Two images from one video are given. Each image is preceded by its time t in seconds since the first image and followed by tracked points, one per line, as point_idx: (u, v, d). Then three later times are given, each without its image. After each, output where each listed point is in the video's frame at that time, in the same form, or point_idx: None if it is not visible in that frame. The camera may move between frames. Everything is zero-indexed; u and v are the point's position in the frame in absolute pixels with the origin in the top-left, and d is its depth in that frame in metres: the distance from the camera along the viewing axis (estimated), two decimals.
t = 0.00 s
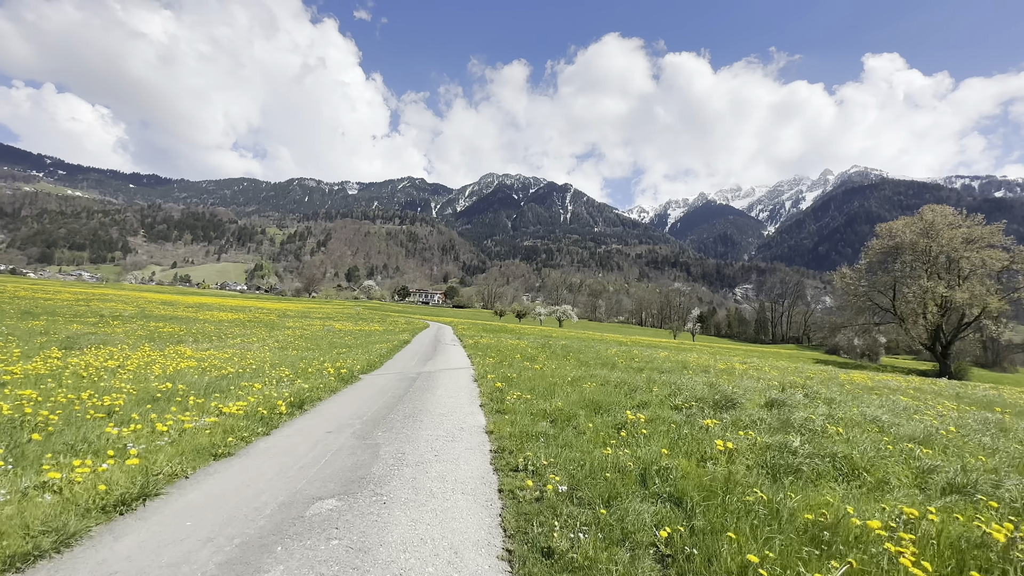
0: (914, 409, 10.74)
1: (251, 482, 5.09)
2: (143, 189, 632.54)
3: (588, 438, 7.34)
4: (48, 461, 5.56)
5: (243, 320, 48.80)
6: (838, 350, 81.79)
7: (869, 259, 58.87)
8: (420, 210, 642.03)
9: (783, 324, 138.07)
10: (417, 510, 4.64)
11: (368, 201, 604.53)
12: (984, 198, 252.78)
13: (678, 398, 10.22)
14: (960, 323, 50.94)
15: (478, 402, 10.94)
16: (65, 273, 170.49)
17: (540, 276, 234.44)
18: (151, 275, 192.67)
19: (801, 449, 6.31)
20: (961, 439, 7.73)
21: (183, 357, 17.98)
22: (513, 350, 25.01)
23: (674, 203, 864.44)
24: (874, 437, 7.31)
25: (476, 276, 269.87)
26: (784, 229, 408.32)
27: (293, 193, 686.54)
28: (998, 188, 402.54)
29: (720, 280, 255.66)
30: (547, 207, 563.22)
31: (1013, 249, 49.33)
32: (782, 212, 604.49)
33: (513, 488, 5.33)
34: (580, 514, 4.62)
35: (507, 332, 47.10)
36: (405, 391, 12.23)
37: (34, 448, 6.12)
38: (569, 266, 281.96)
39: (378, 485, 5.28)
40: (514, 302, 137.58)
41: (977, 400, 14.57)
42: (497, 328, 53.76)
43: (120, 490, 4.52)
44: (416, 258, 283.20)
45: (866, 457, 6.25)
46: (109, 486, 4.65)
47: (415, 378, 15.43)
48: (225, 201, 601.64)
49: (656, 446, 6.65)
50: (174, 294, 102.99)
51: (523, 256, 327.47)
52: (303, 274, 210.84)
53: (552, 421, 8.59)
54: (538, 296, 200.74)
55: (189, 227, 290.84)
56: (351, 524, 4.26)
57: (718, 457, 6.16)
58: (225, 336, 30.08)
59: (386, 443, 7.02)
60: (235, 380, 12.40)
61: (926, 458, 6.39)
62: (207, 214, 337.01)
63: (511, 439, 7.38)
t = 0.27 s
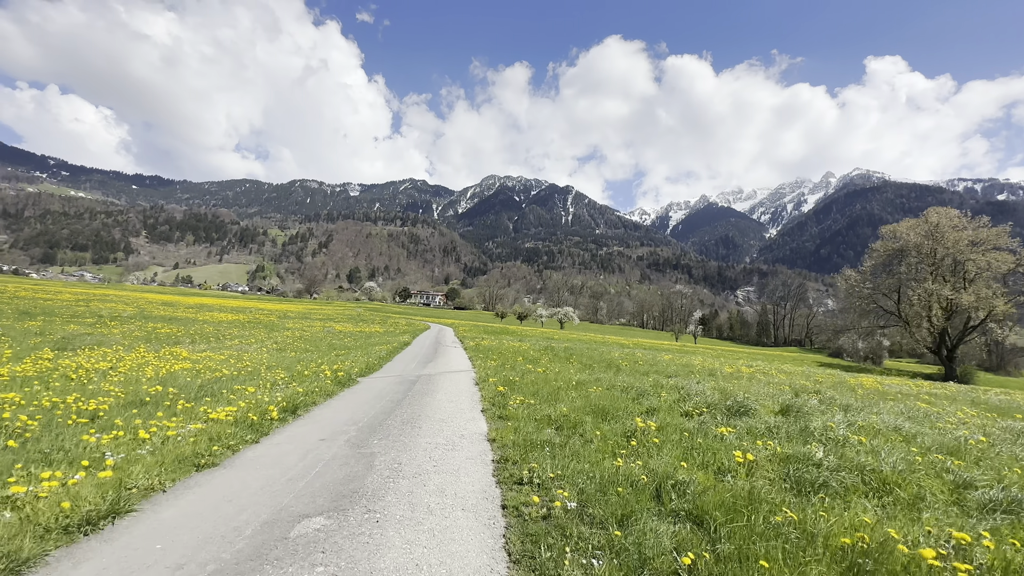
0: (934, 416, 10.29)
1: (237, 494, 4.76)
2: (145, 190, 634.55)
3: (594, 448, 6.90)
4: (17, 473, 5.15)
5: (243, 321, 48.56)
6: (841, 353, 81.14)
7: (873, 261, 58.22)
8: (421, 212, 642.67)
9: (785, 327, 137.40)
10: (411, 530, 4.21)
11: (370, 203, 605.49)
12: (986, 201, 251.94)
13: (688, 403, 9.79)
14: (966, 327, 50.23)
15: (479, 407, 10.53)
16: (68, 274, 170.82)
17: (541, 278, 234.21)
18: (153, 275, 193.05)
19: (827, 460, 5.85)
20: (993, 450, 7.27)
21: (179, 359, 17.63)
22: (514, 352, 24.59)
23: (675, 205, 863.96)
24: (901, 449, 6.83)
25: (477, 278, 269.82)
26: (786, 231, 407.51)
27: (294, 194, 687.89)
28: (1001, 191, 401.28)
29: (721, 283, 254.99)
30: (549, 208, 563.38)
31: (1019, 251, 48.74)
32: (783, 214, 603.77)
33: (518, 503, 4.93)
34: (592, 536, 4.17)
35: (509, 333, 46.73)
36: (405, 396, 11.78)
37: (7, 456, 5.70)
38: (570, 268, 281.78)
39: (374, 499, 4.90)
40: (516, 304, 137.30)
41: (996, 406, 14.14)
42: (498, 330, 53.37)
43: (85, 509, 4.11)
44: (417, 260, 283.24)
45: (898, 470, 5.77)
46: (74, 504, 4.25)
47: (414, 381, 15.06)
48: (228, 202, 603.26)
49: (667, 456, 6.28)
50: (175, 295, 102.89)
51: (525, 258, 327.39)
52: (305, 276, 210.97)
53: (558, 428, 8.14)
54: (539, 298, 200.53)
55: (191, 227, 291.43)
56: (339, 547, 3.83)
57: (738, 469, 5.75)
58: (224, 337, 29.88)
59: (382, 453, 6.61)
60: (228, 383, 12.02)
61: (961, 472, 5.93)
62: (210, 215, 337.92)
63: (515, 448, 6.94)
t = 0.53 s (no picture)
0: (954, 423, 9.84)
1: (212, 512, 4.40)
2: (147, 191, 635.44)
3: (599, 459, 6.52)
4: None
5: (242, 322, 48.20)
6: (843, 356, 80.57)
7: (877, 263, 57.76)
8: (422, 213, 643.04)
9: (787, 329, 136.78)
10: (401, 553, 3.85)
11: (371, 204, 605.68)
12: (988, 204, 251.23)
13: (697, 409, 9.39)
14: (970, 330, 49.61)
15: (479, 412, 10.15)
16: (69, 275, 170.71)
17: (541, 280, 233.88)
18: (154, 276, 192.88)
19: (849, 473, 5.47)
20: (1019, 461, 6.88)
21: (173, 360, 17.28)
22: (515, 355, 24.22)
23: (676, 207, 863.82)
24: (924, 459, 6.44)
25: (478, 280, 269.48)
26: (787, 234, 406.97)
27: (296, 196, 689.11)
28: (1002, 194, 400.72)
29: (722, 285, 254.43)
30: (549, 210, 563.38)
31: None
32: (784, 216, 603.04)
33: (518, 521, 4.56)
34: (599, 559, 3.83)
35: (509, 336, 46.29)
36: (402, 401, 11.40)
37: None
38: (571, 270, 281.53)
39: (362, 517, 4.51)
40: (516, 306, 136.84)
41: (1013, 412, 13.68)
42: (499, 332, 52.94)
43: (43, 528, 3.76)
44: (418, 261, 283.04)
45: (928, 485, 5.35)
46: (36, 522, 3.90)
47: (411, 385, 14.69)
48: (229, 204, 603.96)
49: (678, 467, 5.91)
50: (175, 295, 102.54)
51: (525, 260, 327.19)
52: (305, 277, 210.85)
53: (561, 436, 7.76)
54: (540, 299, 200.10)
55: (193, 228, 291.99)
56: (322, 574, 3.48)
57: (753, 482, 5.38)
58: (222, 339, 29.58)
59: (373, 463, 6.24)
60: (220, 386, 11.68)
61: (994, 486, 5.52)
62: (211, 216, 338.14)
63: (515, 458, 6.58)
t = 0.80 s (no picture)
0: (971, 432, 9.41)
1: (177, 536, 3.96)
2: (148, 193, 636.43)
3: (604, 474, 6.10)
4: None
5: (239, 324, 47.83)
6: (845, 359, 80.01)
7: (879, 266, 57.36)
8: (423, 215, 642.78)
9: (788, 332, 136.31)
10: None
11: (372, 206, 606.10)
12: (988, 208, 251.56)
13: (707, 417, 8.97)
14: (974, 333, 49.16)
15: (477, 420, 9.72)
16: (69, 276, 170.36)
17: (542, 282, 233.46)
18: (154, 278, 192.56)
19: (877, 492, 5.04)
20: None
21: (165, 364, 16.88)
22: (515, 358, 23.79)
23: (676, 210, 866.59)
24: (958, 474, 5.96)
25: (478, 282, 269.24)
26: (787, 237, 407.33)
27: (296, 198, 689.47)
28: (1002, 197, 401.47)
29: (722, 288, 253.89)
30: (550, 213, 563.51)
31: None
32: (784, 219, 603.96)
33: (517, 546, 4.14)
34: None
35: (509, 338, 45.94)
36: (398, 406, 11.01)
37: None
38: (571, 272, 281.67)
39: (347, 540, 4.09)
40: (516, 309, 136.41)
41: None
42: (498, 335, 52.49)
43: None
44: (418, 263, 282.86)
45: (962, 502, 4.95)
46: None
47: (408, 390, 14.30)
48: (230, 206, 604.20)
49: (690, 483, 5.50)
50: (174, 297, 101.99)
51: (526, 262, 327.19)
52: (306, 279, 210.58)
53: (563, 448, 7.32)
54: (540, 301, 199.80)
55: (193, 230, 291.92)
56: None
57: (775, 501, 4.93)
58: (217, 341, 29.19)
59: (361, 476, 5.80)
60: (211, 391, 11.28)
61: None
62: (211, 218, 337.72)
63: (515, 470, 6.16)
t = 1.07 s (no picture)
0: (995, 440, 8.99)
1: (142, 562, 3.56)
2: (148, 194, 636.35)
3: (613, 489, 5.66)
4: None
5: (237, 325, 47.43)
6: (846, 362, 79.65)
7: (881, 268, 56.98)
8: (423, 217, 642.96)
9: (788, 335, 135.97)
10: None
11: (372, 208, 606.64)
12: (988, 211, 251.53)
13: (719, 423, 8.58)
14: (976, 336, 48.77)
15: (477, 426, 9.31)
16: (68, 277, 170.06)
17: (541, 285, 233.14)
18: (153, 279, 192.11)
19: (913, 509, 4.62)
20: None
21: (155, 366, 16.42)
22: (515, 361, 23.34)
23: (676, 213, 867.07)
24: (998, 489, 5.52)
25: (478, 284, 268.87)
26: (787, 240, 407.33)
27: (296, 200, 689.37)
28: (1002, 200, 401.44)
29: (722, 290, 253.59)
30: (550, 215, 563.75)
31: None
32: (784, 222, 604.31)
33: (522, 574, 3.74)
34: None
35: (509, 340, 45.54)
36: (395, 412, 10.61)
37: None
38: (571, 274, 281.49)
39: (333, 565, 3.67)
40: (516, 311, 136.07)
41: None
42: (498, 337, 52.05)
43: None
44: (418, 265, 282.63)
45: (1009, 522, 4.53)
46: None
47: (405, 394, 13.91)
48: (230, 207, 604.49)
49: (708, 500, 5.07)
50: (173, 298, 101.57)
51: (526, 264, 327.11)
52: (305, 280, 210.29)
53: (566, 457, 6.93)
54: (540, 304, 199.44)
55: (193, 231, 291.34)
56: None
57: (801, 520, 4.53)
58: (212, 343, 28.75)
59: (351, 490, 5.41)
60: (200, 395, 10.86)
61: None
62: (211, 219, 337.47)
63: (517, 482, 5.75)
